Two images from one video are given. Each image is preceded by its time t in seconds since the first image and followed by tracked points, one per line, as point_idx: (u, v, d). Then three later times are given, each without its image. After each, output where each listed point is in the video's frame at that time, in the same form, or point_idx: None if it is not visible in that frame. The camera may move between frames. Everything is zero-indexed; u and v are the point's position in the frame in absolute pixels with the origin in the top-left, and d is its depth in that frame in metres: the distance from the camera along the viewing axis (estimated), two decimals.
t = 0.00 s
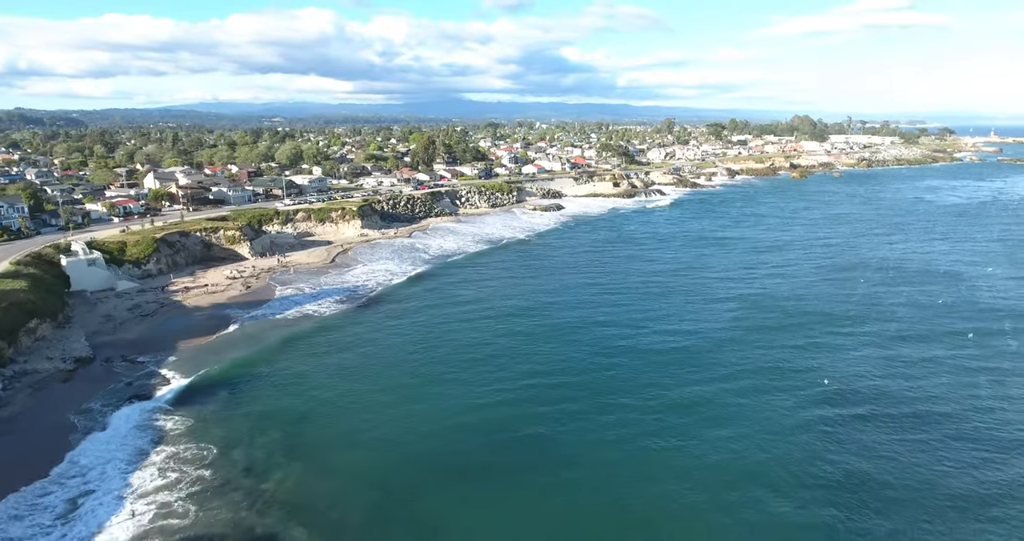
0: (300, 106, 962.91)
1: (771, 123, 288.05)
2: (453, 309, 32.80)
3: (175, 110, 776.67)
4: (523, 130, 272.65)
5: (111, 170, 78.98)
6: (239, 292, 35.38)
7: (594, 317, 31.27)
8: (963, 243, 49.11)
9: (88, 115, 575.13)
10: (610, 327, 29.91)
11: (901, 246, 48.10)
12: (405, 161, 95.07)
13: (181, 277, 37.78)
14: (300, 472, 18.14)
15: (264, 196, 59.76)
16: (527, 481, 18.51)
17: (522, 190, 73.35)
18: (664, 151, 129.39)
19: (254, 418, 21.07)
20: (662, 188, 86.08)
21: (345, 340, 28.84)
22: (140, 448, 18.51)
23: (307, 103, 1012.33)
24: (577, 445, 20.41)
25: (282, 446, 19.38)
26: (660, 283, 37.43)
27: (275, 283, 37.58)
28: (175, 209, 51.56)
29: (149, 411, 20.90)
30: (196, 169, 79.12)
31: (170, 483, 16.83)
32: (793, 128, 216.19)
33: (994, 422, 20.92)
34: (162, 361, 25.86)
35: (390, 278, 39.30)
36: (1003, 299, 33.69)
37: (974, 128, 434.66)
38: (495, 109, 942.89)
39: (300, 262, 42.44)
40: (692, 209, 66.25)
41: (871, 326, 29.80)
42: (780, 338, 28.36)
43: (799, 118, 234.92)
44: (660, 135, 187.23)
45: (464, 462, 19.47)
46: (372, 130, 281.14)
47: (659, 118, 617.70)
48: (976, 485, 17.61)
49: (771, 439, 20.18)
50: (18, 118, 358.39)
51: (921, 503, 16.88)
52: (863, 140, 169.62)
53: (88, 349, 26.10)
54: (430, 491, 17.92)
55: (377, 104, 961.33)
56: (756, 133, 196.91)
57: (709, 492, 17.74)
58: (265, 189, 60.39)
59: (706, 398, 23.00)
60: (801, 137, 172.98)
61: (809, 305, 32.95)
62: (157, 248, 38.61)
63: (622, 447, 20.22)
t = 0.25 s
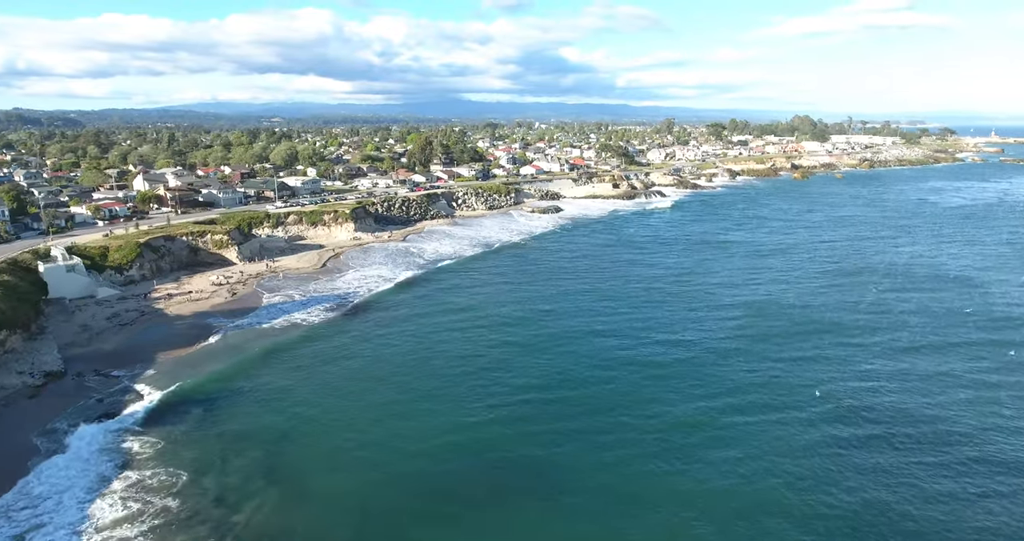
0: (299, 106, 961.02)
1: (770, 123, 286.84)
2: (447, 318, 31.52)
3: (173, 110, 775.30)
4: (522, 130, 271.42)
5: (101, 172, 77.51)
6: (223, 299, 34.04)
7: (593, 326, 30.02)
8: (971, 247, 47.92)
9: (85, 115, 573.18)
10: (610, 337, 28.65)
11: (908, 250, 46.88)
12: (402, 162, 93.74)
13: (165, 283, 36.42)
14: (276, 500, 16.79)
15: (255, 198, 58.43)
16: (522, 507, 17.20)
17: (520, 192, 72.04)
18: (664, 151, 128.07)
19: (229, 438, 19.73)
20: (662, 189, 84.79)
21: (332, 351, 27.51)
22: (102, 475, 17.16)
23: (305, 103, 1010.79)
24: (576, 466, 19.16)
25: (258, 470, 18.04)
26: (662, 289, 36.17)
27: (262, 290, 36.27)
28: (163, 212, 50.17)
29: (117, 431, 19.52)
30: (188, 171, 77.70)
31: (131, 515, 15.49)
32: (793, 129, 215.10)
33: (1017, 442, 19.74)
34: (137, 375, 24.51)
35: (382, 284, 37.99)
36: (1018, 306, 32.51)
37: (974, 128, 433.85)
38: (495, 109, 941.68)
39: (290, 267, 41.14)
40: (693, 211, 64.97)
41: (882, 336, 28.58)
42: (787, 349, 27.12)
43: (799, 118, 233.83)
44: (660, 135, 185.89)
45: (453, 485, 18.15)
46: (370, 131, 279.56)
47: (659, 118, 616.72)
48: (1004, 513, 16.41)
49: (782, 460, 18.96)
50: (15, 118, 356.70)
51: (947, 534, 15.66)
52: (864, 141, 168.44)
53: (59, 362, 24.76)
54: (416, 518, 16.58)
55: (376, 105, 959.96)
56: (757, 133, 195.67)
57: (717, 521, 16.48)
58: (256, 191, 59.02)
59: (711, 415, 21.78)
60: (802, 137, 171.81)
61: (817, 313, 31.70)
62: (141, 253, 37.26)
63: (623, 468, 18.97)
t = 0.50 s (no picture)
0: (298, 106, 959.17)
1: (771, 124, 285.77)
2: (439, 326, 30.24)
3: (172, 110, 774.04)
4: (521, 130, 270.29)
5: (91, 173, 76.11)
6: (207, 307, 32.67)
7: (592, 336, 28.74)
8: (980, 251, 46.70)
9: (83, 115, 571.32)
10: (610, 348, 27.40)
11: (916, 254, 45.64)
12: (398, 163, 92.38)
13: (148, 290, 35.09)
14: (244, 532, 15.42)
15: (247, 200, 57.08)
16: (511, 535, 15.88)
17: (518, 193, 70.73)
18: (664, 152, 126.76)
19: (199, 461, 18.35)
20: (662, 191, 83.50)
21: (316, 362, 26.18)
22: (55, 507, 15.82)
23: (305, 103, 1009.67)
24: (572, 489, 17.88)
25: (227, 499, 16.68)
26: (664, 296, 34.88)
27: (248, 296, 34.98)
28: (150, 215, 48.80)
29: (80, 456, 18.18)
30: (181, 172, 76.29)
31: None
32: (793, 129, 213.99)
33: None
34: (109, 391, 23.16)
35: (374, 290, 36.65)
36: None
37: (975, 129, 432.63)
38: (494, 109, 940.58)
39: (279, 272, 39.83)
40: (694, 213, 63.68)
41: (893, 347, 27.35)
42: (796, 361, 25.84)
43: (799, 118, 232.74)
44: (659, 136, 184.70)
45: (438, 511, 16.77)
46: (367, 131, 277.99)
47: (659, 119, 615.70)
48: None
49: (793, 486, 17.72)
50: (12, 118, 355.30)
51: None
52: (866, 142, 167.30)
53: (27, 377, 23.39)
54: None
55: (375, 105, 959.17)
56: (757, 133, 194.52)
57: None
58: (248, 194, 57.67)
59: (717, 434, 20.53)
60: (803, 137, 170.57)
61: (825, 322, 30.43)
62: (123, 258, 35.92)
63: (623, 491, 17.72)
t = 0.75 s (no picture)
0: (296, 106, 957.33)
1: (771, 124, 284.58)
2: (431, 337, 28.89)
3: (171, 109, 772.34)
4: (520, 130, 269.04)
5: (82, 174, 74.67)
6: (189, 315, 31.34)
7: (591, 347, 27.41)
8: (990, 255, 45.40)
9: (81, 114, 569.39)
10: (610, 360, 26.07)
11: (925, 259, 44.34)
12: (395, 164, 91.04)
13: (129, 296, 33.74)
14: None
15: (238, 202, 55.75)
16: None
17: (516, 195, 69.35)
18: (664, 152, 125.39)
19: (163, 491, 17.15)
20: (663, 192, 82.25)
21: (298, 375, 24.86)
22: None
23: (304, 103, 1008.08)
24: (569, 516, 16.64)
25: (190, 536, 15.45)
26: (666, 304, 33.53)
27: (233, 303, 33.64)
28: (137, 217, 47.39)
29: (35, 484, 16.95)
30: (173, 173, 74.87)
31: None
32: (793, 130, 212.78)
33: None
34: (78, 407, 21.87)
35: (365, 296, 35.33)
36: None
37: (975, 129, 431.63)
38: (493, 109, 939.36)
39: (267, 277, 38.49)
40: (696, 216, 62.33)
41: (908, 359, 26.05)
42: (806, 375, 24.50)
43: (799, 119, 231.57)
44: (659, 136, 183.35)
45: None
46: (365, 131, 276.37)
47: (658, 119, 614.64)
48: None
49: (808, 516, 16.42)
50: (9, 118, 353.66)
51: None
52: (868, 142, 166.06)
53: None
54: None
55: (375, 105, 957.61)
56: (757, 134, 193.33)
57: None
58: (239, 195, 56.34)
59: (724, 455, 19.25)
60: (804, 138, 169.34)
61: (835, 333, 29.11)
62: (104, 263, 34.60)
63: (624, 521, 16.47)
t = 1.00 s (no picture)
0: (295, 106, 955.63)
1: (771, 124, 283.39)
2: (422, 348, 27.52)
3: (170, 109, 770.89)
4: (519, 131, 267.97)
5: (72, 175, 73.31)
6: (169, 324, 30.00)
7: (589, 360, 26.04)
8: (1000, 260, 44.17)
9: (79, 115, 567.76)
10: (609, 374, 24.71)
11: (934, 265, 43.02)
12: (392, 165, 89.75)
13: (108, 304, 32.39)
14: None
15: (228, 204, 54.40)
16: None
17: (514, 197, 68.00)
18: (665, 153, 124.09)
19: (122, 523, 15.91)
20: (663, 194, 81.01)
21: (279, 389, 23.51)
22: None
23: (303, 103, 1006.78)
24: None
25: None
26: (668, 313, 32.17)
27: (216, 311, 32.25)
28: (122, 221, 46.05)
29: None
30: (165, 174, 73.51)
31: None
32: (794, 130, 211.73)
33: None
34: (43, 426, 20.56)
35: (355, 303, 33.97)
36: None
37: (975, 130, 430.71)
38: (493, 110, 938.26)
39: (254, 283, 37.12)
40: (697, 218, 61.00)
41: (924, 374, 24.69)
42: (818, 391, 23.11)
43: (799, 120, 230.26)
44: (659, 136, 182.29)
45: None
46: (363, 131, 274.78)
47: (658, 120, 613.58)
48: None
49: None
50: (6, 117, 352.21)
51: None
52: (869, 143, 165.02)
53: None
54: None
55: (374, 105, 956.29)
56: (758, 135, 192.16)
57: None
58: (230, 197, 54.98)
59: (732, 479, 17.96)
60: (805, 139, 168.25)
61: (845, 345, 27.72)
62: (83, 269, 33.26)
63: None
